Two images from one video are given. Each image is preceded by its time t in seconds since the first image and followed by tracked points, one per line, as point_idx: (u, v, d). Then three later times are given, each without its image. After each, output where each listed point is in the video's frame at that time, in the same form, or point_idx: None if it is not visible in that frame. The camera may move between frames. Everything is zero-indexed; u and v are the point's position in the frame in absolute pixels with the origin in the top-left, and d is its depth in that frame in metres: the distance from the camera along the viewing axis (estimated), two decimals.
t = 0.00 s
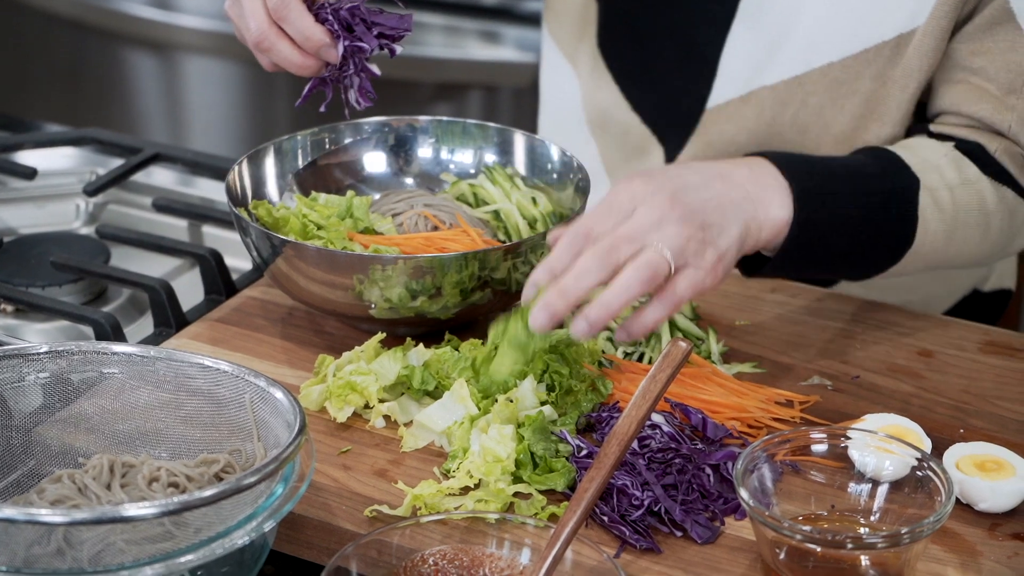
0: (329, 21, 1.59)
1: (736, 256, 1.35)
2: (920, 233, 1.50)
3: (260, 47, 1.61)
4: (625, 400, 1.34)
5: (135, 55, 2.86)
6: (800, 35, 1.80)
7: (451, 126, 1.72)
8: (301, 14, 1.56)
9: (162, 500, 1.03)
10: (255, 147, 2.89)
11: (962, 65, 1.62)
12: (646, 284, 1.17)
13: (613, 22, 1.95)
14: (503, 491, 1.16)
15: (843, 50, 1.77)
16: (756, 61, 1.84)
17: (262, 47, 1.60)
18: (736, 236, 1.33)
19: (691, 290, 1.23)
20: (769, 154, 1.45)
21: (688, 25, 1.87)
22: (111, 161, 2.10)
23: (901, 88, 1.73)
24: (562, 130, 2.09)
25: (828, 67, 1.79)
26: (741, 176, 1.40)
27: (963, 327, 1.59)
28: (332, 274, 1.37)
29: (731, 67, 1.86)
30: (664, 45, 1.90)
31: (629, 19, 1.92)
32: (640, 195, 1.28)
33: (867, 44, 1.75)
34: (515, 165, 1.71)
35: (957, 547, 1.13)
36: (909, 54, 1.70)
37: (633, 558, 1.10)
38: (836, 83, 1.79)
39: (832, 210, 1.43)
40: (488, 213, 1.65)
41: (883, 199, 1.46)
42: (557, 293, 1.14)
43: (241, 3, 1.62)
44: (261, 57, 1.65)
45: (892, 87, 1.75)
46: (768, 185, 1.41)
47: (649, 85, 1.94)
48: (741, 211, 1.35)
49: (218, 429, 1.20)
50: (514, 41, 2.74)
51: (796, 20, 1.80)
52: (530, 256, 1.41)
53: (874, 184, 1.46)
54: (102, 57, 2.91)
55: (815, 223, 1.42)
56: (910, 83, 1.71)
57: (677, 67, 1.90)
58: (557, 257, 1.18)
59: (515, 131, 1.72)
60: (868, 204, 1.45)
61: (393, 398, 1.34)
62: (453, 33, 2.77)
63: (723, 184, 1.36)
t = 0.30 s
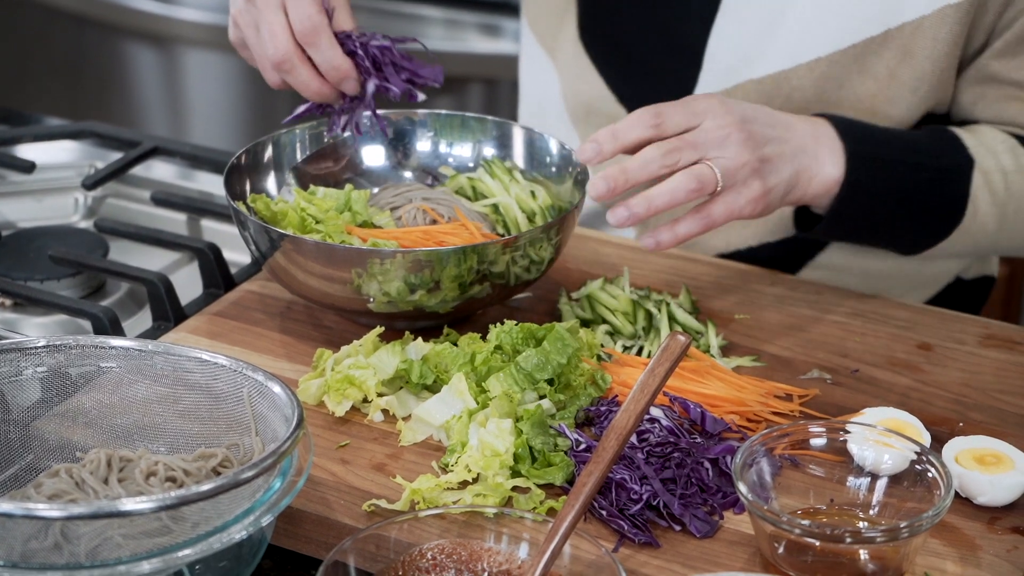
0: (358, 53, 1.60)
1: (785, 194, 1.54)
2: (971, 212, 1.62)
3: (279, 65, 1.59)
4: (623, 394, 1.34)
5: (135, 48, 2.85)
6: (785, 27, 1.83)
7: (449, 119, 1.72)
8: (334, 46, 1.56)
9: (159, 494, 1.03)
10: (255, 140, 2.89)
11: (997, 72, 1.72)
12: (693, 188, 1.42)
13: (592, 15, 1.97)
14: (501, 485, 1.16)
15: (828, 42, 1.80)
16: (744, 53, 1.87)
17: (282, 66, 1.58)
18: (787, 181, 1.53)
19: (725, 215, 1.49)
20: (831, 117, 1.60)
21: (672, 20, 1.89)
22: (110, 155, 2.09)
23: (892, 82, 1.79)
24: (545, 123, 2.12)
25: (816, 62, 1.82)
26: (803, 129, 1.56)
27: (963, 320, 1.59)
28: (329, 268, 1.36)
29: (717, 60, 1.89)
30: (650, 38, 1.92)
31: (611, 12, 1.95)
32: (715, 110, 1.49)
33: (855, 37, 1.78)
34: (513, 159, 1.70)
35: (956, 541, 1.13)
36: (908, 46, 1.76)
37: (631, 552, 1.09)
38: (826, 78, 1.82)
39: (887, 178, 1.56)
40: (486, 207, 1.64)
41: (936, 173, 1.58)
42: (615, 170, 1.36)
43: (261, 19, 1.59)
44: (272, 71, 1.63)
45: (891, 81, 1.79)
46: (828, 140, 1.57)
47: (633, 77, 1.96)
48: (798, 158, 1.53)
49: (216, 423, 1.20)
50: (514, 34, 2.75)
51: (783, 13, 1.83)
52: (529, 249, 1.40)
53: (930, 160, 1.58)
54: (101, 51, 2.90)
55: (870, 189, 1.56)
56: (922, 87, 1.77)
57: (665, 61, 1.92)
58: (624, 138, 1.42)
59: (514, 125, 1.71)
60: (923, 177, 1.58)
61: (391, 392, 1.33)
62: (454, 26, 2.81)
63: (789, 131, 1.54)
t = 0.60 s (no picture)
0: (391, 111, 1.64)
1: (765, 203, 1.69)
2: (951, 196, 1.73)
3: (325, 95, 1.52)
4: (626, 392, 1.34)
5: (139, 47, 2.85)
6: (773, 19, 1.82)
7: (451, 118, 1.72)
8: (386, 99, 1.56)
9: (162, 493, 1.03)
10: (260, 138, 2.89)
11: (985, 56, 1.81)
12: (675, 228, 1.55)
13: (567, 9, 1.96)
14: (504, 483, 1.16)
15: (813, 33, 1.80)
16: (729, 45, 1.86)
17: (330, 99, 1.52)
18: (765, 193, 1.67)
19: (704, 234, 1.64)
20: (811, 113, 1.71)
21: (657, 17, 1.88)
22: (113, 153, 2.09)
23: (877, 69, 1.82)
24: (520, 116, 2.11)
25: (804, 52, 1.82)
26: (786, 137, 1.68)
27: (967, 318, 1.58)
28: (332, 266, 1.36)
29: (704, 52, 1.88)
30: (633, 34, 1.90)
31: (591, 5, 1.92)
32: (702, 135, 1.60)
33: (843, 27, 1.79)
34: (516, 156, 1.70)
35: (958, 539, 1.12)
36: (896, 34, 1.78)
37: (634, 551, 1.09)
38: (813, 67, 1.83)
39: (872, 173, 1.69)
40: (489, 205, 1.64)
41: (917, 168, 1.70)
42: (627, 218, 1.47)
43: (313, 45, 1.53)
44: (305, 92, 1.54)
45: (879, 67, 1.81)
46: (812, 143, 1.69)
47: (616, 70, 1.94)
48: (780, 170, 1.66)
49: (218, 422, 1.20)
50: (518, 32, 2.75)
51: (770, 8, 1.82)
52: (531, 248, 1.40)
53: (911, 153, 1.70)
54: (105, 49, 2.90)
55: (855, 184, 1.68)
56: (911, 71, 1.81)
57: (652, 55, 1.91)
58: (633, 155, 1.49)
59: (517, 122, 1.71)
60: (905, 171, 1.70)
61: (394, 390, 1.33)
62: (459, 25, 2.80)
63: (773, 143, 1.66)
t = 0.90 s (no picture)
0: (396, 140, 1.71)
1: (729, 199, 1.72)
2: (914, 183, 1.78)
3: (356, 148, 1.56)
4: (629, 392, 1.34)
5: (142, 48, 2.84)
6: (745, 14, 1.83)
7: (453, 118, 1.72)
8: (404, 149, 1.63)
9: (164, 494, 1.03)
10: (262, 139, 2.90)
11: (947, 39, 1.82)
12: (645, 226, 1.57)
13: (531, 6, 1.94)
14: (506, 484, 1.15)
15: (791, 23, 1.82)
16: (704, 40, 1.87)
17: (361, 152, 1.56)
18: (730, 189, 1.70)
19: (672, 231, 1.67)
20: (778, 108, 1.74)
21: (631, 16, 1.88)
22: (116, 154, 2.09)
23: (850, 55, 1.84)
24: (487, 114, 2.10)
25: (779, 42, 1.84)
26: (752, 132, 1.71)
27: (969, 318, 1.58)
28: (334, 267, 1.36)
29: (678, 48, 1.88)
30: (604, 34, 1.90)
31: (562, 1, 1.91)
32: (674, 132, 1.62)
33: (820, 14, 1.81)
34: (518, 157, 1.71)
35: (961, 540, 1.12)
36: (868, 20, 1.80)
37: (636, 552, 1.09)
38: (788, 56, 1.85)
39: (841, 166, 1.72)
40: (491, 206, 1.63)
41: (882, 159, 1.74)
42: (598, 220, 1.50)
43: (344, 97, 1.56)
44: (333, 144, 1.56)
45: (851, 53, 1.84)
46: (775, 139, 1.71)
47: (586, 68, 1.94)
48: (745, 166, 1.70)
49: (221, 423, 1.20)
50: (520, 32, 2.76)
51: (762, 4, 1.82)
52: (533, 248, 1.40)
53: (874, 144, 1.73)
54: (108, 50, 2.90)
55: (822, 176, 1.71)
56: (881, 58, 1.84)
57: (626, 52, 1.91)
58: (619, 148, 1.53)
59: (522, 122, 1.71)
60: (870, 162, 1.73)
61: (396, 391, 1.33)
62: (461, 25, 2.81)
63: (739, 140, 1.69)
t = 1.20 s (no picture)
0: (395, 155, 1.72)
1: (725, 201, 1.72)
2: (904, 181, 1.80)
3: (375, 162, 1.57)
4: (632, 396, 1.34)
5: (145, 52, 2.84)
6: (725, 15, 1.84)
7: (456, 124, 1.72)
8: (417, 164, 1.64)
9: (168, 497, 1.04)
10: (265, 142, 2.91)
11: (932, 39, 1.83)
12: (646, 228, 1.57)
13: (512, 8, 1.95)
14: (509, 487, 1.16)
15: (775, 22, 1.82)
16: (686, 42, 1.87)
17: (379, 166, 1.57)
18: (727, 190, 1.70)
19: (670, 233, 1.67)
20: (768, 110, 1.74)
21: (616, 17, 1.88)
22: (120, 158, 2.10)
23: (833, 54, 1.85)
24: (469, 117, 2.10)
25: (762, 42, 1.84)
26: (746, 133, 1.71)
27: (972, 322, 1.58)
28: (337, 270, 1.37)
29: (662, 49, 1.88)
30: (589, 35, 1.90)
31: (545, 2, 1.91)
32: (669, 135, 1.62)
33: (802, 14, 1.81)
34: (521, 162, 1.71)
35: (965, 544, 1.12)
36: (850, 20, 1.82)
37: (639, 555, 1.09)
38: (771, 57, 1.86)
39: (832, 165, 1.74)
40: (494, 209, 1.63)
41: (870, 158, 1.76)
42: (599, 222, 1.50)
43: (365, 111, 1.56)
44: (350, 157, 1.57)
45: (833, 53, 1.85)
46: (769, 140, 1.72)
47: (565, 74, 1.94)
48: (741, 168, 1.70)
49: (224, 426, 1.20)
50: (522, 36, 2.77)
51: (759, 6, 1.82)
52: (536, 252, 1.40)
53: (865, 144, 1.75)
54: (111, 53, 2.90)
55: (811, 176, 1.73)
56: (864, 59, 1.85)
57: (609, 54, 1.91)
58: (608, 151, 1.54)
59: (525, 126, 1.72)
60: (860, 160, 1.75)
61: (399, 395, 1.34)
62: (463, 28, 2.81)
63: (734, 141, 1.69)
